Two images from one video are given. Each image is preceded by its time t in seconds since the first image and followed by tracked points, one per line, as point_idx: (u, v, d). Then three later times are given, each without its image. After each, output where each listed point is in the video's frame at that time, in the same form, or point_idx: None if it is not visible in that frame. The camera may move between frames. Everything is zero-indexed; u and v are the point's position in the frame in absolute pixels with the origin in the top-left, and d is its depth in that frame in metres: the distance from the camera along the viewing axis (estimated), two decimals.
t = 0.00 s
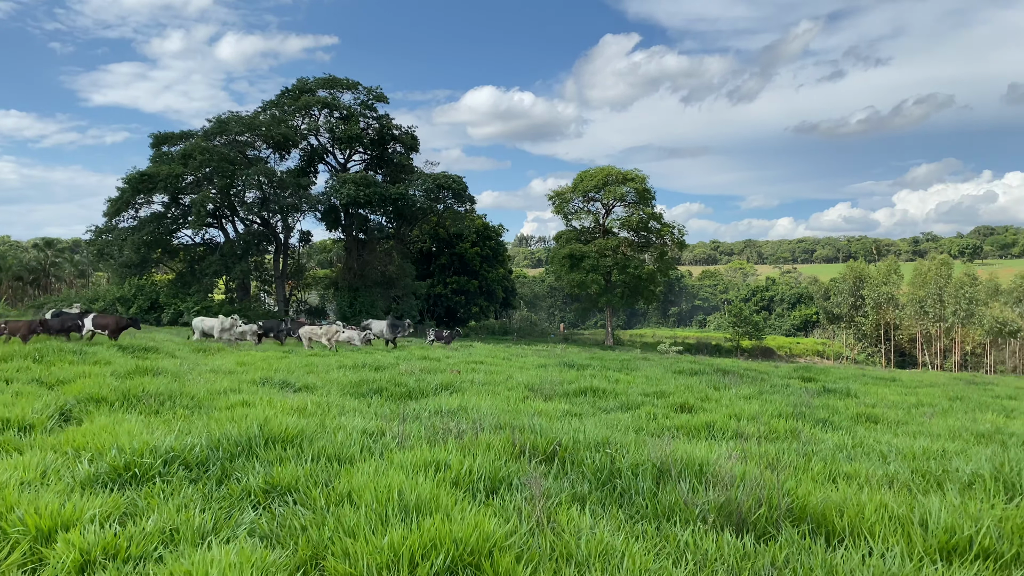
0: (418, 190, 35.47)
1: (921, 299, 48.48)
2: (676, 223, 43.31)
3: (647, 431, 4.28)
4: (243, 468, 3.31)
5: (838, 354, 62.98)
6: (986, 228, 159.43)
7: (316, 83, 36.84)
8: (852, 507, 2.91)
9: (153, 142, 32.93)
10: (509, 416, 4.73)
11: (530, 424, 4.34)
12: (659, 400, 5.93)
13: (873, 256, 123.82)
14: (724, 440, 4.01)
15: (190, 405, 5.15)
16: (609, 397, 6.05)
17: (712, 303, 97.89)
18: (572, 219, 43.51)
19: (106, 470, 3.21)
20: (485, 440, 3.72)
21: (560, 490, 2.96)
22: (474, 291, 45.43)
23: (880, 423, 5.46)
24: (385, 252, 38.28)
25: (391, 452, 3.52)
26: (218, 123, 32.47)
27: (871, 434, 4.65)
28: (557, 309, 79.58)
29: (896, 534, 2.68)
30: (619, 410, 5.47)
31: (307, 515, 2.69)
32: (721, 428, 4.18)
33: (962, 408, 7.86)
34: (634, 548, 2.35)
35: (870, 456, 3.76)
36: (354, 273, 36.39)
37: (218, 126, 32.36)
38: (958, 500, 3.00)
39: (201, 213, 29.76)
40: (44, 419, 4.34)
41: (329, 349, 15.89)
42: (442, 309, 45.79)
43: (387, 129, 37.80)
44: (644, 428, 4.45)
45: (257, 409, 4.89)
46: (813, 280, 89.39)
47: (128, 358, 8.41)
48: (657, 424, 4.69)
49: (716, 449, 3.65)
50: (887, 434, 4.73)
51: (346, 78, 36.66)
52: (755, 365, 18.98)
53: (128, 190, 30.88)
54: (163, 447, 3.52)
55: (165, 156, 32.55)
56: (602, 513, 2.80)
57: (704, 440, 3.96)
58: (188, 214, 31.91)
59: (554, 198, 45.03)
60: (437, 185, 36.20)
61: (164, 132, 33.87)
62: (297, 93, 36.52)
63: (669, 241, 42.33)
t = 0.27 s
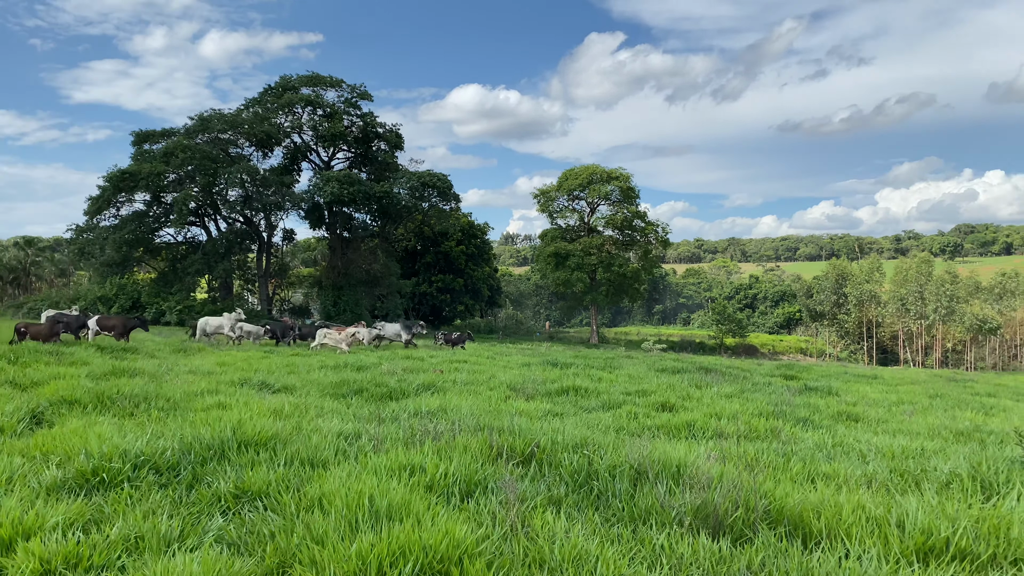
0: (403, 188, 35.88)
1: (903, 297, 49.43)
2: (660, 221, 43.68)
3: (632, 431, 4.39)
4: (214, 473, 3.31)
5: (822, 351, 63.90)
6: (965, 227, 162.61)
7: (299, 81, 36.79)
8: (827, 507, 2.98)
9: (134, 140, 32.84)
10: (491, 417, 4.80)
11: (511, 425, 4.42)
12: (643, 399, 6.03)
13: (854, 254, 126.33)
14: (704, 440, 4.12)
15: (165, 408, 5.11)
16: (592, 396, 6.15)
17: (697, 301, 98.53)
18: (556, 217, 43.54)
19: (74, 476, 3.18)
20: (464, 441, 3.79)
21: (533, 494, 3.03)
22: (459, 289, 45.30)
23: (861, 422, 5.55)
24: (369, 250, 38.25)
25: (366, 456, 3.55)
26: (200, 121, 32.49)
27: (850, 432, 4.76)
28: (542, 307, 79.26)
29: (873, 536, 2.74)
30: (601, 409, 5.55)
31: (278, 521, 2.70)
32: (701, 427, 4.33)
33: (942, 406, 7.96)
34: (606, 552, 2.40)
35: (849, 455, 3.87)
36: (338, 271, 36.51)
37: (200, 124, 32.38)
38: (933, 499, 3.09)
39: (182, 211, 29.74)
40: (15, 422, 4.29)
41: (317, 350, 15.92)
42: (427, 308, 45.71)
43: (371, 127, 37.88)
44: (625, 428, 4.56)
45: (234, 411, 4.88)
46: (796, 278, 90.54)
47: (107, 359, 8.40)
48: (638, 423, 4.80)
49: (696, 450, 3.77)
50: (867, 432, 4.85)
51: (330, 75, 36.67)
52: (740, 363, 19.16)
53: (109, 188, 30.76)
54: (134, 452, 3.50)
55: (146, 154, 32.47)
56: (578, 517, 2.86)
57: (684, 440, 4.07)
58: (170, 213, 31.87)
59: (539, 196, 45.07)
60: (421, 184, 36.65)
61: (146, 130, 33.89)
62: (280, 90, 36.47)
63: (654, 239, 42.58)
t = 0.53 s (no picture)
0: (382, 185, 36.11)
1: (879, 293, 51.03)
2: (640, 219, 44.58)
3: (612, 430, 4.65)
4: (178, 475, 3.35)
5: (800, 347, 65.34)
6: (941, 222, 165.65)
7: (276, 76, 36.81)
8: (794, 506, 3.21)
9: (109, 136, 32.77)
10: (465, 416, 5.00)
11: (486, 425, 4.65)
12: (620, 397, 6.21)
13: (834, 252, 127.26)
14: (677, 439, 4.39)
15: (134, 409, 5.11)
16: (570, 394, 6.39)
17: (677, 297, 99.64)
18: (537, 214, 44.24)
19: (34, 479, 3.16)
20: (434, 442, 4.00)
21: (500, 495, 3.24)
22: (441, 287, 45.50)
23: (836, 418, 5.74)
24: (348, 247, 38.54)
25: (332, 458, 3.67)
26: (176, 117, 32.59)
27: (825, 430, 5.00)
28: (524, 305, 78.38)
29: (842, 534, 2.94)
30: (578, 407, 5.77)
31: (239, 525, 2.79)
32: (675, 423, 4.64)
33: (916, 402, 8.08)
34: (573, 556, 2.58)
35: (822, 452, 4.12)
36: (316, 268, 36.75)
37: (176, 120, 32.49)
38: (899, 495, 3.33)
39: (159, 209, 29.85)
40: None
41: (299, 350, 15.93)
42: (409, 306, 45.93)
43: (350, 124, 38.14)
44: (603, 426, 4.82)
45: (203, 411, 4.92)
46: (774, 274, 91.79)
47: (78, 359, 8.38)
48: (616, 421, 5.06)
49: (669, 448, 4.07)
50: (841, 430, 5.08)
51: (308, 71, 36.83)
52: (720, 360, 19.42)
53: (84, 185, 30.71)
54: (97, 454, 3.51)
55: (122, 150, 32.45)
56: (546, 517, 3.08)
57: (658, 438, 4.35)
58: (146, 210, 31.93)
59: (521, 192, 45.69)
60: (401, 181, 36.62)
61: (122, 126, 33.93)
62: (258, 86, 36.56)
63: (634, 237, 43.51)
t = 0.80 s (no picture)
0: (360, 182, 36.73)
1: (855, 288, 53.15)
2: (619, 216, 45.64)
3: (590, 428, 5.15)
4: (142, 477, 3.64)
5: (776, 343, 67.11)
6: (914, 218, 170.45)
7: (253, 73, 37.14)
8: (758, 503, 3.69)
9: (84, 133, 32.77)
10: (438, 415, 5.46)
11: (458, 424, 5.12)
12: (595, 394, 6.77)
13: (812, 249, 130.77)
14: (649, 437, 4.90)
15: (103, 408, 5.25)
16: (545, 391, 6.89)
17: (655, 293, 101.01)
18: (517, 211, 44.92)
19: None
20: (402, 443, 4.46)
21: (460, 493, 3.71)
22: (419, 284, 45.93)
23: (808, 413, 6.16)
24: (326, 245, 38.82)
25: (294, 460, 4.05)
26: (152, 114, 32.72)
27: (799, 425, 5.48)
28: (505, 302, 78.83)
29: (810, 528, 3.40)
30: (553, 404, 6.29)
31: (201, 527, 3.12)
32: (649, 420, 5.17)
33: (888, 398, 8.32)
34: (540, 557, 3.02)
35: (793, 449, 4.61)
36: (294, 266, 36.64)
37: (152, 117, 32.61)
38: (865, 489, 3.81)
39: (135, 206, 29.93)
40: None
41: (283, 349, 16.17)
42: (388, 303, 46.23)
43: (327, 120, 38.47)
44: (577, 424, 5.31)
45: (173, 411, 5.21)
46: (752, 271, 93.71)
47: (49, 358, 8.45)
48: (590, 419, 5.56)
49: (641, 447, 4.58)
50: (813, 425, 5.56)
51: (285, 68, 37.07)
52: (699, 357, 19.93)
53: (58, 182, 30.75)
54: (62, 456, 3.78)
55: (97, 147, 32.47)
56: (512, 516, 3.54)
57: (629, 435, 4.87)
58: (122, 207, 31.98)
59: (501, 189, 46.32)
60: (379, 177, 37.03)
61: (98, 121, 34.04)
62: (235, 82, 36.75)
63: (613, 233, 44.56)
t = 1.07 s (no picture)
0: (336, 179, 36.70)
1: (830, 285, 55.24)
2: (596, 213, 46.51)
3: (564, 426, 5.48)
4: (108, 479, 3.87)
5: (751, 338, 68.95)
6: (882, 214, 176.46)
7: (228, 69, 37.02)
8: (726, 499, 3.99)
9: (54, 129, 32.54)
10: (410, 413, 5.77)
11: (429, 423, 5.44)
12: (570, 392, 7.17)
13: (788, 244, 136.63)
14: (622, 433, 5.22)
15: (71, 407, 5.35)
16: (520, 389, 7.24)
17: (633, 290, 102.16)
18: (495, 208, 44.95)
19: None
20: (374, 442, 4.77)
21: (425, 493, 4.00)
22: (397, 281, 46.16)
23: (781, 409, 6.48)
24: (302, 242, 38.70)
25: (260, 462, 4.32)
26: (125, 111, 32.60)
27: (772, 421, 5.82)
28: (483, 299, 79.11)
29: (775, 525, 3.71)
30: (527, 401, 6.68)
31: (166, 529, 3.37)
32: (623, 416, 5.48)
33: (860, 393, 8.59)
34: (507, 553, 3.31)
35: (765, 445, 4.91)
36: (270, 263, 36.27)
37: (124, 114, 32.48)
38: (832, 485, 4.14)
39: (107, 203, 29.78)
40: None
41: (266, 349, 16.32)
42: (365, 301, 46.34)
43: (303, 116, 38.50)
44: (551, 421, 5.66)
45: (144, 410, 5.41)
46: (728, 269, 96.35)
47: (14, 359, 8.39)
48: (563, 416, 5.88)
49: (614, 442, 4.90)
50: (785, 420, 5.91)
51: (260, 64, 37.08)
52: (675, 353, 20.50)
53: (28, 179, 30.55)
54: (26, 458, 3.97)
55: (67, 144, 32.31)
56: (481, 515, 3.83)
57: (601, 431, 5.18)
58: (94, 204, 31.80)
59: (479, 186, 46.34)
60: (356, 174, 37.17)
61: (68, 118, 33.83)
62: (208, 79, 36.65)
63: (591, 230, 45.26)
